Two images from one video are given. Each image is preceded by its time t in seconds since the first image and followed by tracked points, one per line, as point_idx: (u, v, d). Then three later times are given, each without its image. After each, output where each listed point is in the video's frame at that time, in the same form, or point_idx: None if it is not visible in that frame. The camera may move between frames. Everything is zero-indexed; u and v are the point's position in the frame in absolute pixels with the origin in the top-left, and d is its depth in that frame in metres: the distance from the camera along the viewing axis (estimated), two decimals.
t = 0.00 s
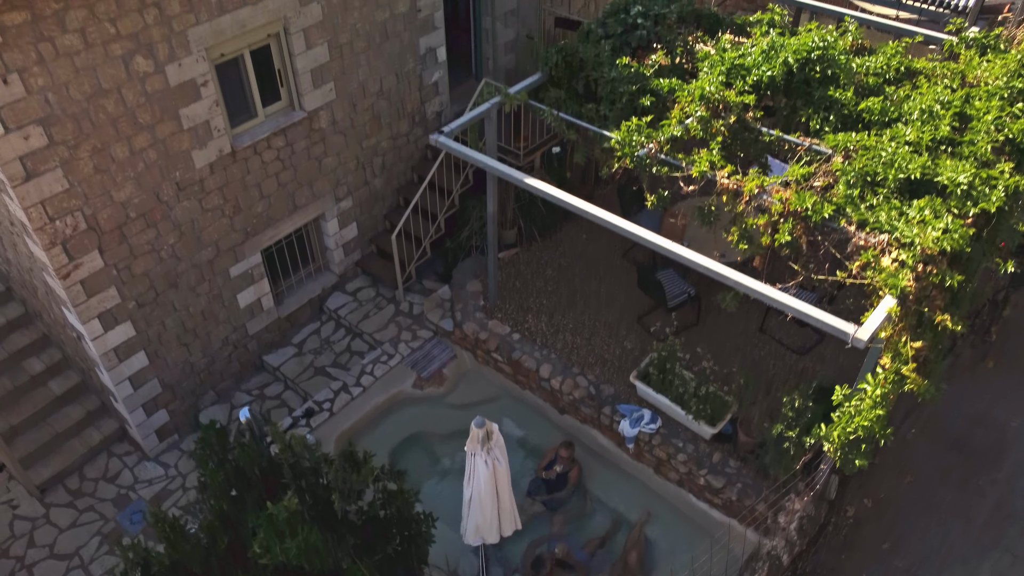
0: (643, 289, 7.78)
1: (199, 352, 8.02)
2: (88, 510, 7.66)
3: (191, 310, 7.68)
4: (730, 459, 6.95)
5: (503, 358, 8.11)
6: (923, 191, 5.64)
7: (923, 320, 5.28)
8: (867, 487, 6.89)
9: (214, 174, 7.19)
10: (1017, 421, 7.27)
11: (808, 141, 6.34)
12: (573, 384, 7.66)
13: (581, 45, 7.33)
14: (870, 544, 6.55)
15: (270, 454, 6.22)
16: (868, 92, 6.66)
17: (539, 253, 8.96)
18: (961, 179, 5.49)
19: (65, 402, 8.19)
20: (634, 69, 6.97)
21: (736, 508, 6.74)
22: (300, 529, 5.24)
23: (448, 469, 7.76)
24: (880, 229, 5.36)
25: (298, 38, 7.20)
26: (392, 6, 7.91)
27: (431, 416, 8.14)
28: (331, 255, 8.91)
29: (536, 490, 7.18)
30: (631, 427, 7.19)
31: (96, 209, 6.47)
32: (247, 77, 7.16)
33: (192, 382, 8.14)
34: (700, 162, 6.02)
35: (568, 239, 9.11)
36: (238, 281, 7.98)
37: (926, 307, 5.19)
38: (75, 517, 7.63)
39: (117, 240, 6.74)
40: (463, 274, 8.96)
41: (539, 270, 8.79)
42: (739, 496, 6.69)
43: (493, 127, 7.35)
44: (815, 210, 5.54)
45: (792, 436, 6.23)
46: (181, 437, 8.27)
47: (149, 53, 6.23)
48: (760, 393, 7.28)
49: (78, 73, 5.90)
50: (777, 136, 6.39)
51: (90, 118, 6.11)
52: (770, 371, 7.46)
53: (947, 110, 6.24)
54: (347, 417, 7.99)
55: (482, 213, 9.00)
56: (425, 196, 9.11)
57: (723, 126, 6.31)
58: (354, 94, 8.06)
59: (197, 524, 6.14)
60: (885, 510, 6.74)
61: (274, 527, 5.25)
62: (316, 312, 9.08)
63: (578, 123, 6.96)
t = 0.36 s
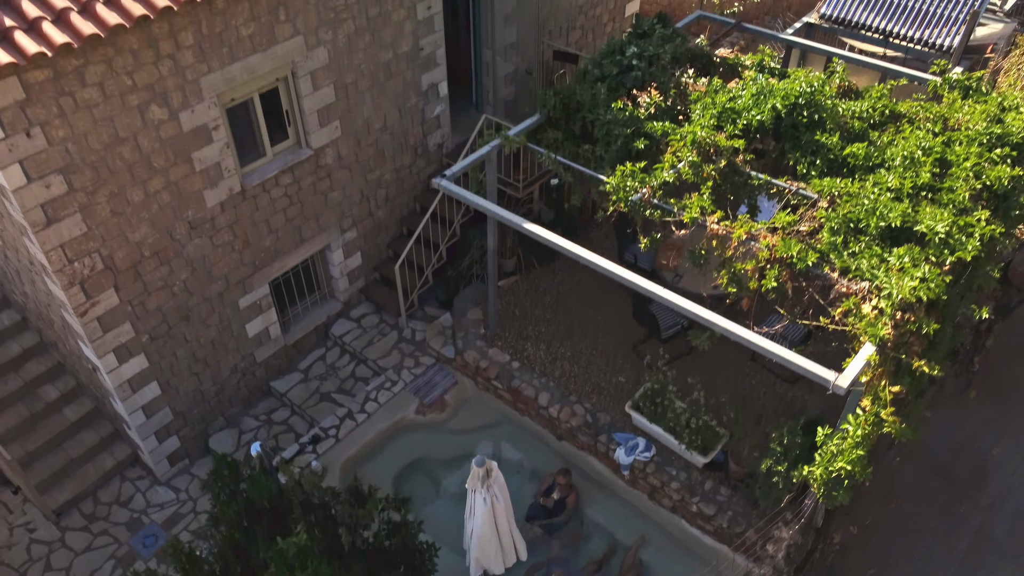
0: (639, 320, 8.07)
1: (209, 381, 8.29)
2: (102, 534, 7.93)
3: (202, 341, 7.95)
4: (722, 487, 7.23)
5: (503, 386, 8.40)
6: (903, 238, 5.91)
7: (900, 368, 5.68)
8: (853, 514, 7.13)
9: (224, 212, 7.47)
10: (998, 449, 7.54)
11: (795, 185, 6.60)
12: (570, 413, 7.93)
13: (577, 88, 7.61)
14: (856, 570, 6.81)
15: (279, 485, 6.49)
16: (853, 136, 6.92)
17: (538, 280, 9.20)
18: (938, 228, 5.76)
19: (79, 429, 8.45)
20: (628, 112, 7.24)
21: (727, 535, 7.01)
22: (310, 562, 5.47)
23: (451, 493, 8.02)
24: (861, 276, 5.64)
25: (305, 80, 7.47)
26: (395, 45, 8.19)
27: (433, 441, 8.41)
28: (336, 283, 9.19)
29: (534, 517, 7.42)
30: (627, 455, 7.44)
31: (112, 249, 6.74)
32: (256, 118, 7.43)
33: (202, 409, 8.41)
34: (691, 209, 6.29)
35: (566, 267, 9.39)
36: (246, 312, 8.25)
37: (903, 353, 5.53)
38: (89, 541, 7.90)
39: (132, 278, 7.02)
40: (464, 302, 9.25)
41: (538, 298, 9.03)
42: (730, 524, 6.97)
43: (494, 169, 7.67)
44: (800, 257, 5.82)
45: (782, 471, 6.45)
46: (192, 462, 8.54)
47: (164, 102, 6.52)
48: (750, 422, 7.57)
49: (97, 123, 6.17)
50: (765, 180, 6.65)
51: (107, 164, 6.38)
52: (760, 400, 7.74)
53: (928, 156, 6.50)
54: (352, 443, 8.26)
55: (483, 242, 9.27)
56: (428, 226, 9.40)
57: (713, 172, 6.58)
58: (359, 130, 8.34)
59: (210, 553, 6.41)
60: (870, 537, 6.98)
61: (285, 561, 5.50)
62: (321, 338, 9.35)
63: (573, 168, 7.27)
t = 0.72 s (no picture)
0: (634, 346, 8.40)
1: (220, 405, 8.59)
2: (117, 553, 8.21)
3: (213, 367, 8.24)
4: (714, 510, 7.52)
5: (504, 410, 8.68)
6: (885, 278, 6.20)
7: (880, 407, 5.88)
8: (841, 538, 7.37)
9: (235, 245, 7.76)
10: (979, 474, 7.83)
11: (783, 224, 6.89)
12: (569, 437, 8.22)
13: (574, 126, 7.92)
14: None
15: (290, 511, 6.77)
16: (839, 175, 7.21)
17: (538, 305, 9.50)
18: (918, 270, 6.05)
19: (93, 451, 8.73)
20: (623, 150, 7.53)
21: (719, 557, 7.32)
22: None
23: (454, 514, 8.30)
24: (844, 317, 5.93)
25: (313, 118, 7.76)
26: (399, 81, 8.48)
27: (436, 463, 8.69)
28: (342, 308, 9.48)
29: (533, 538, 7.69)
30: (623, 478, 7.74)
31: (129, 284, 7.03)
32: (265, 155, 7.73)
33: (212, 432, 8.70)
34: (684, 248, 6.58)
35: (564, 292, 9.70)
36: (256, 338, 8.54)
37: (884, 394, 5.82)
38: (105, 560, 8.18)
39: (147, 310, 7.31)
40: (465, 327, 9.57)
41: (537, 322, 9.34)
42: (721, 546, 7.29)
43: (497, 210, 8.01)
44: (787, 298, 6.10)
45: (767, 502, 6.82)
46: (203, 483, 8.82)
47: (179, 144, 6.81)
48: (741, 446, 7.89)
49: (116, 168, 6.47)
50: (755, 218, 6.94)
51: (125, 205, 6.67)
52: (751, 424, 8.06)
53: (911, 197, 6.79)
54: (358, 466, 8.54)
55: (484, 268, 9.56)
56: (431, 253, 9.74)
57: (705, 210, 6.87)
58: (364, 163, 8.63)
59: None
60: (857, 558, 7.25)
61: None
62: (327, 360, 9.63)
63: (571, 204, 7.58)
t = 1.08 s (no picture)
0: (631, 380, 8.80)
1: (233, 437, 8.90)
2: None
3: (226, 402, 8.56)
4: (709, 543, 7.90)
5: (507, 442, 9.05)
6: (870, 327, 6.52)
7: (865, 455, 6.27)
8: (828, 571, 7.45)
9: (249, 286, 8.08)
10: (964, 506, 8.05)
11: (774, 270, 7.21)
12: (569, 469, 8.60)
13: (574, 172, 8.28)
14: None
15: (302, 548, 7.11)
16: (829, 222, 7.53)
17: (540, 337, 9.82)
18: (902, 320, 6.37)
19: (110, 481, 9.04)
20: (622, 197, 7.86)
21: None
22: None
23: (459, 542, 8.58)
24: (831, 366, 6.25)
25: (323, 164, 8.08)
26: (406, 126, 8.81)
27: (441, 492, 8.99)
28: (350, 340, 9.79)
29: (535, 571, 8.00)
30: (621, 511, 8.03)
31: (149, 328, 7.35)
32: (278, 201, 8.05)
33: (226, 463, 9.01)
34: (679, 296, 6.89)
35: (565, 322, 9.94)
36: (267, 372, 8.86)
37: (869, 444, 6.18)
38: None
39: (165, 352, 7.63)
40: (469, 359, 9.92)
41: (539, 354, 9.66)
42: None
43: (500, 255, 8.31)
44: (777, 347, 6.43)
45: (758, 540, 7.14)
46: (216, 511, 9.11)
47: (197, 196, 7.12)
48: (735, 480, 8.23)
49: (138, 221, 6.78)
50: (748, 265, 7.25)
51: (146, 255, 6.99)
52: (745, 458, 8.41)
53: (896, 246, 7.11)
54: (365, 496, 8.87)
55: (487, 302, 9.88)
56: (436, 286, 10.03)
57: (700, 258, 7.18)
58: (372, 203, 8.95)
59: None
60: None
61: None
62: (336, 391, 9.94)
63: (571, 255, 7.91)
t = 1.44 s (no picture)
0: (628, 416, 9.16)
1: (244, 471, 9.23)
2: None
3: (238, 439, 8.91)
4: None
5: (508, 476, 9.47)
6: (853, 378, 6.86)
7: (847, 501, 6.55)
8: None
9: (261, 329, 8.42)
10: (948, 541, 8.35)
11: (763, 318, 7.55)
12: (568, 503, 9.04)
13: (573, 221, 8.64)
14: None
15: None
16: (816, 271, 7.87)
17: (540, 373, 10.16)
18: (883, 372, 6.71)
19: (125, 513, 9.36)
20: (618, 245, 8.20)
21: None
22: None
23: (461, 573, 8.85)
24: (816, 417, 6.60)
25: (332, 212, 8.43)
26: (411, 172, 9.17)
27: (444, 524, 9.29)
28: (356, 375, 10.13)
29: None
30: (618, 544, 8.39)
31: (166, 373, 7.70)
32: (288, 247, 8.40)
33: (237, 496, 9.33)
34: (672, 345, 7.23)
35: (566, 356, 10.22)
36: (277, 409, 9.20)
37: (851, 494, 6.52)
38: None
39: (181, 394, 7.97)
40: (472, 393, 10.26)
41: (539, 389, 9.98)
42: None
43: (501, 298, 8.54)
44: (764, 397, 6.77)
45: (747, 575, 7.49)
46: (228, 542, 9.38)
47: (213, 249, 7.47)
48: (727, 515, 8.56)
49: (157, 274, 7.13)
50: (738, 313, 7.60)
51: (164, 305, 7.33)
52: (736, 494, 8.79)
53: (880, 296, 7.44)
54: (371, 529, 9.20)
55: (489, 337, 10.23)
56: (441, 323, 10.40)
57: (692, 307, 7.53)
58: (378, 246, 9.30)
59: None
60: None
61: None
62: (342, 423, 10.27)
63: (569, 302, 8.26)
